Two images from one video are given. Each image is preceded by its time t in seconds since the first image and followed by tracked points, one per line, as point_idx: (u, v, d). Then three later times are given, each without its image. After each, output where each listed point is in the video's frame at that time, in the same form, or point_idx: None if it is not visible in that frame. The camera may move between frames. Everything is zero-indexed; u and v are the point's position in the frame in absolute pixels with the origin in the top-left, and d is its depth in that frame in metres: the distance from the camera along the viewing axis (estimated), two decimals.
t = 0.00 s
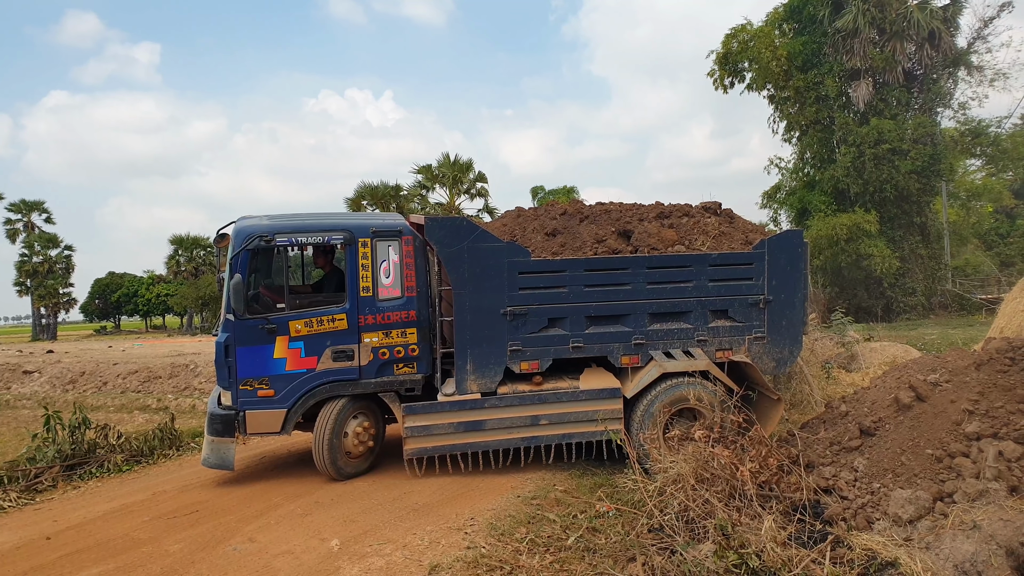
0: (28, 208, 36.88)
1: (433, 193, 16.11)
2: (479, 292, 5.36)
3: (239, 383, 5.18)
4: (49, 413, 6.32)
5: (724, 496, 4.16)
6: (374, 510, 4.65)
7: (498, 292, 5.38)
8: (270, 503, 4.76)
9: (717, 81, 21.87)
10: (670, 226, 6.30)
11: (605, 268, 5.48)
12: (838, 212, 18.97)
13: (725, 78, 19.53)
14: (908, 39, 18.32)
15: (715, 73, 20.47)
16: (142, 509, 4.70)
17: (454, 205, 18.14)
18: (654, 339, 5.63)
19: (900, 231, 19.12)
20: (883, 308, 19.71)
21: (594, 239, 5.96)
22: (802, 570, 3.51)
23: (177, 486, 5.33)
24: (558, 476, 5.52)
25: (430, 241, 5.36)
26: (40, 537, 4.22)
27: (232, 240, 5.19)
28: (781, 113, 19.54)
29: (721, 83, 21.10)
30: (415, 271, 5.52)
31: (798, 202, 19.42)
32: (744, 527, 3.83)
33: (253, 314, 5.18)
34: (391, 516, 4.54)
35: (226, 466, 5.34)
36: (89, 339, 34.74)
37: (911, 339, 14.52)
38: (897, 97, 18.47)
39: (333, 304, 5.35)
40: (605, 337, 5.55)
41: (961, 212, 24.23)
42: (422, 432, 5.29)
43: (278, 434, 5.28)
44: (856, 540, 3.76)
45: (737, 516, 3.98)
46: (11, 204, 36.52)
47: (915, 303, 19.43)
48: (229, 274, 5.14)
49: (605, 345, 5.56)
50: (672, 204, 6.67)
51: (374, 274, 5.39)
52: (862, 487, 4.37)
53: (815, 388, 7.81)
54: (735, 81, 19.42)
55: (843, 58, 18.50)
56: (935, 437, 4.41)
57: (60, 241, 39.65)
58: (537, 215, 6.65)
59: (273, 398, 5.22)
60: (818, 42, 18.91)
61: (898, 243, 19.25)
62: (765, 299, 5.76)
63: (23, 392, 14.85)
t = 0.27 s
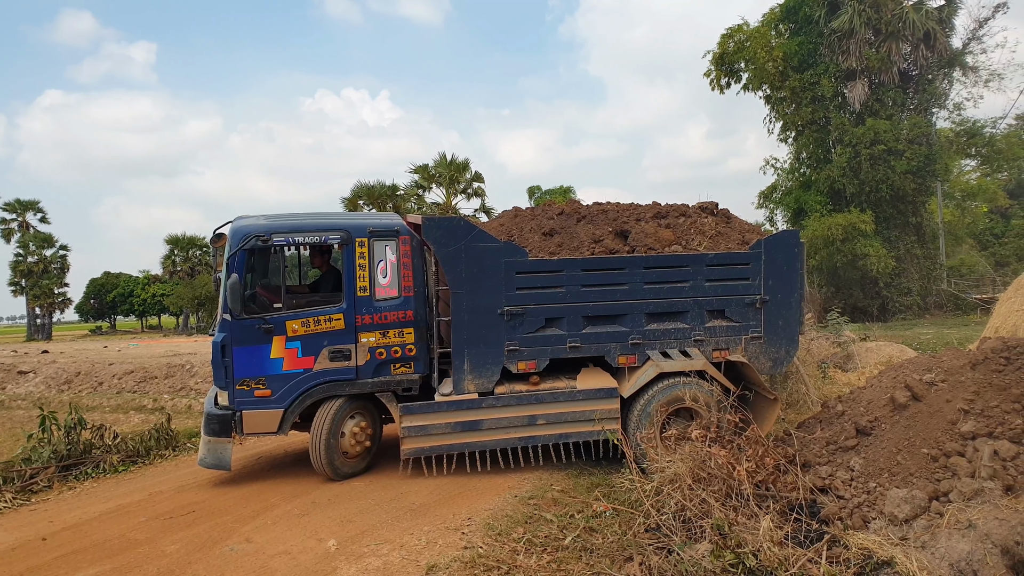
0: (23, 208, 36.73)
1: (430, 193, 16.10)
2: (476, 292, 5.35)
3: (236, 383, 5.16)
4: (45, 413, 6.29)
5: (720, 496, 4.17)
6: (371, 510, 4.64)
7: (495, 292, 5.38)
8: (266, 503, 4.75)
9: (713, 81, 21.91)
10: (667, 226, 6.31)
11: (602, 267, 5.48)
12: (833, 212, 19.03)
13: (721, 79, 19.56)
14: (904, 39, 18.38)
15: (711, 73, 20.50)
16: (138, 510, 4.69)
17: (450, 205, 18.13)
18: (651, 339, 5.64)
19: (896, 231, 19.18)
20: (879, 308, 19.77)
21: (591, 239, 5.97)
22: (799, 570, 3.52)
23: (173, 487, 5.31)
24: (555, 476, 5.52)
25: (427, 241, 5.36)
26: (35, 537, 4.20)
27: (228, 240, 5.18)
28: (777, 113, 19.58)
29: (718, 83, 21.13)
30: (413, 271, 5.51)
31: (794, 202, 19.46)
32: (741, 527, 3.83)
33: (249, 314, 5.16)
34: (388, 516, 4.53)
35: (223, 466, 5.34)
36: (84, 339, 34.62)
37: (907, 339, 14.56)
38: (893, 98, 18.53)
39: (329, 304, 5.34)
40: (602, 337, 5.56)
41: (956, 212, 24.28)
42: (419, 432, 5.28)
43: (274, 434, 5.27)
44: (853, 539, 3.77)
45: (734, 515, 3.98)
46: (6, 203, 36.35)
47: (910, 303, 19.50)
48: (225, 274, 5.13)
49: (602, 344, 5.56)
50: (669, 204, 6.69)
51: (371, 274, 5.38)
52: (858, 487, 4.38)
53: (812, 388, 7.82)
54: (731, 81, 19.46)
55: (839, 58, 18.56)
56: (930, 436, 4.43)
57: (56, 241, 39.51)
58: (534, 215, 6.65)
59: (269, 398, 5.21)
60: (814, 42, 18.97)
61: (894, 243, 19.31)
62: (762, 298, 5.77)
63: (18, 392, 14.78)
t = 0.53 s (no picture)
0: (19, 208, 36.59)
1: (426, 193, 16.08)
2: (473, 292, 5.35)
3: (232, 384, 5.15)
4: (40, 414, 6.26)
5: (717, 495, 4.17)
6: (367, 510, 4.63)
7: (492, 292, 5.38)
8: (263, 504, 4.74)
9: (710, 81, 21.94)
10: (664, 226, 6.32)
11: (599, 268, 5.48)
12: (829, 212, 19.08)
13: (717, 79, 19.59)
14: (900, 40, 18.43)
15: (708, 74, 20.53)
16: (134, 510, 4.67)
17: (447, 205, 18.12)
18: (647, 339, 5.64)
19: (891, 231, 19.23)
20: (875, 308, 19.82)
21: (588, 239, 5.97)
22: (795, 570, 3.52)
23: (169, 487, 5.29)
24: (551, 476, 5.52)
25: (424, 241, 5.35)
26: (30, 538, 4.18)
27: (225, 240, 5.16)
28: (773, 113, 19.62)
29: (714, 83, 21.16)
30: (409, 271, 5.51)
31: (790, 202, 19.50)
32: (737, 526, 3.84)
33: (246, 314, 5.14)
34: (384, 516, 4.53)
35: (220, 466, 5.33)
36: (80, 340, 34.49)
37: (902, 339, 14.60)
38: (888, 98, 18.58)
39: (326, 304, 5.33)
40: (599, 337, 5.56)
41: (952, 212, 24.37)
42: (416, 432, 5.28)
43: (271, 434, 5.26)
44: (849, 538, 3.78)
45: (730, 515, 3.99)
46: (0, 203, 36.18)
47: (906, 303, 19.56)
48: (222, 274, 5.11)
49: (599, 344, 5.56)
50: (666, 204, 6.69)
51: (368, 274, 5.37)
52: (854, 486, 4.39)
53: (808, 388, 7.84)
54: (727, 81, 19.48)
55: (835, 59, 18.61)
56: (927, 436, 4.44)
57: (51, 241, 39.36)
58: (531, 215, 6.65)
59: (266, 398, 5.20)
60: (810, 43, 19.01)
61: (890, 243, 19.37)
62: (758, 298, 5.78)
63: (13, 393, 14.70)
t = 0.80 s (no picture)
0: (15, 208, 36.45)
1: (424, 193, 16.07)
2: (471, 292, 5.34)
3: (229, 385, 5.14)
4: (36, 414, 6.24)
5: (713, 495, 4.17)
6: (364, 510, 4.63)
7: (490, 293, 5.38)
8: (260, 504, 4.74)
9: (706, 82, 21.97)
10: (662, 226, 6.32)
11: (596, 268, 5.49)
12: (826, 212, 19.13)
13: (714, 79, 19.61)
14: (896, 41, 18.49)
15: (704, 74, 20.55)
16: (130, 511, 4.65)
17: (444, 205, 18.11)
18: (645, 339, 5.64)
19: (888, 232, 19.30)
20: (871, 309, 19.88)
21: (586, 239, 5.97)
22: (792, 570, 3.52)
23: (165, 487, 5.28)
24: (547, 476, 5.52)
25: (421, 241, 5.35)
26: (24, 539, 4.16)
27: (221, 241, 5.15)
28: (770, 114, 19.67)
29: (711, 84, 21.18)
30: (406, 271, 5.51)
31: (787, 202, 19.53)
32: (734, 526, 3.83)
33: (243, 315, 5.13)
34: (381, 516, 4.52)
35: (219, 468, 5.33)
36: (76, 340, 34.35)
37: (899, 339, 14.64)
38: (885, 99, 18.63)
39: (323, 304, 5.31)
40: (597, 337, 5.56)
41: (948, 213, 24.47)
42: (414, 433, 5.27)
43: (269, 435, 5.25)
44: (846, 538, 3.78)
45: (727, 515, 3.98)
46: None
47: (902, 303, 19.63)
48: (219, 275, 5.10)
49: (596, 344, 5.57)
50: (663, 204, 6.69)
51: (365, 275, 5.37)
52: (851, 486, 4.39)
53: (804, 388, 7.86)
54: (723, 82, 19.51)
55: (831, 59, 18.66)
56: (923, 435, 4.45)
57: (47, 241, 39.21)
58: (528, 215, 6.65)
59: (264, 399, 5.19)
60: (806, 44, 19.05)
61: (886, 243, 19.43)
62: (756, 298, 5.79)
63: (8, 393, 14.63)
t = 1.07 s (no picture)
0: (10, 207, 36.30)
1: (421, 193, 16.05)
2: (473, 293, 5.34)
3: (235, 388, 5.16)
4: (31, 414, 6.21)
5: (710, 495, 4.18)
6: (360, 511, 4.61)
7: (493, 294, 5.37)
8: (257, 504, 4.72)
9: (703, 82, 22.00)
10: (664, 227, 6.33)
11: (599, 269, 5.48)
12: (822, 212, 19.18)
13: (710, 79, 19.63)
14: (892, 41, 18.54)
15: (701, 74, 20.56)
16: (125, 511, 4.63)
17: (441, 205, 18.10)
18: (648, 340, 5.64)
19: (884, 232, 19.34)
20: (868, 309, 19.92)
21: (589, 240, 5.98)
22: (787, 569, 3.52)
23: (161, 487, 5.26)
24: (544, 476, 5.51)
25: (424, 244, 5.33)
26: (19, 540, 4.14)
27: (226, 246, 5.15)
28: (767, 114, 19.70)
29: (707, 84, 21.21)
30: (410, 275, 5.48)
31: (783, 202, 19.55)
32: (729, 526, 3.83)
33: (248, 319, 5.15)
34: (377, 516, 4.51)
35: (224, 469, 5.35)
36: (71, 340, 34.20)
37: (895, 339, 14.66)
38: (881, 99, 18.68)
39: (327, 308, 5.31)
40: (600, 338, 5.56)
41: (943, 213, 24.55)
42: (417, 434, 5.26)
43: (274, 438, 5.27)
44: (841, 538, 3.79)
45: (723, 515, 3.99)
46: None
47: (898, 303, 19.67)
48: (223, 279, 5.11)
49: (599, 346, 5.56)
50: (666, 205, 6.70)
51: (369, 279, 5.35)
52: (847, 486, 4.40)
53: (801, 388, 7.87)
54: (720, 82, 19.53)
55: (827, 59, 18.71)
56: (918, 435, 4.46)
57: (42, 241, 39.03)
58: (531, 216, 6.65)
59: (269, 403, 5.20)
60: (803, 44, 19.08)
61: (882, 243, 19.47)
62: (759, 298, 5.79)
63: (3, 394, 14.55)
